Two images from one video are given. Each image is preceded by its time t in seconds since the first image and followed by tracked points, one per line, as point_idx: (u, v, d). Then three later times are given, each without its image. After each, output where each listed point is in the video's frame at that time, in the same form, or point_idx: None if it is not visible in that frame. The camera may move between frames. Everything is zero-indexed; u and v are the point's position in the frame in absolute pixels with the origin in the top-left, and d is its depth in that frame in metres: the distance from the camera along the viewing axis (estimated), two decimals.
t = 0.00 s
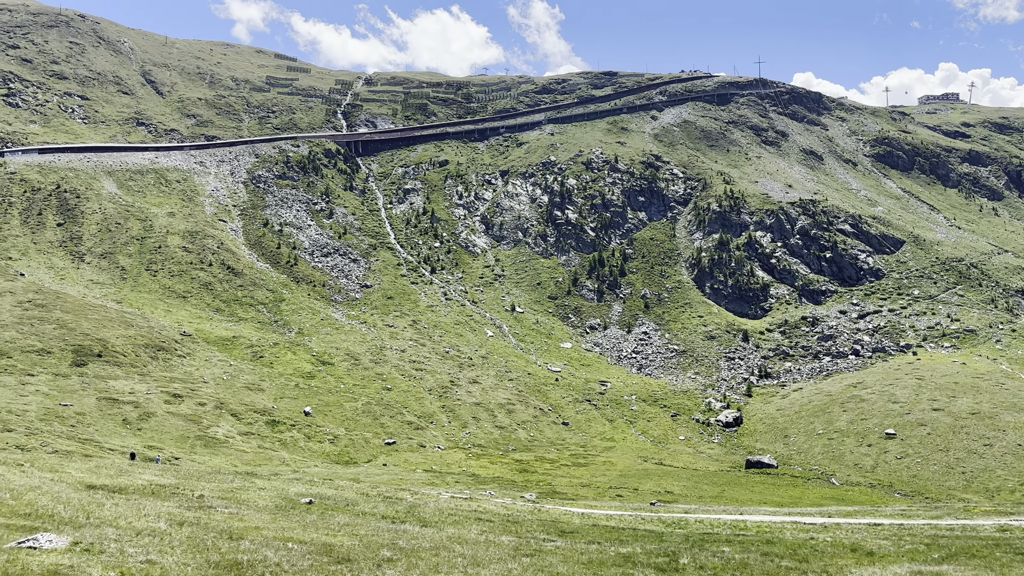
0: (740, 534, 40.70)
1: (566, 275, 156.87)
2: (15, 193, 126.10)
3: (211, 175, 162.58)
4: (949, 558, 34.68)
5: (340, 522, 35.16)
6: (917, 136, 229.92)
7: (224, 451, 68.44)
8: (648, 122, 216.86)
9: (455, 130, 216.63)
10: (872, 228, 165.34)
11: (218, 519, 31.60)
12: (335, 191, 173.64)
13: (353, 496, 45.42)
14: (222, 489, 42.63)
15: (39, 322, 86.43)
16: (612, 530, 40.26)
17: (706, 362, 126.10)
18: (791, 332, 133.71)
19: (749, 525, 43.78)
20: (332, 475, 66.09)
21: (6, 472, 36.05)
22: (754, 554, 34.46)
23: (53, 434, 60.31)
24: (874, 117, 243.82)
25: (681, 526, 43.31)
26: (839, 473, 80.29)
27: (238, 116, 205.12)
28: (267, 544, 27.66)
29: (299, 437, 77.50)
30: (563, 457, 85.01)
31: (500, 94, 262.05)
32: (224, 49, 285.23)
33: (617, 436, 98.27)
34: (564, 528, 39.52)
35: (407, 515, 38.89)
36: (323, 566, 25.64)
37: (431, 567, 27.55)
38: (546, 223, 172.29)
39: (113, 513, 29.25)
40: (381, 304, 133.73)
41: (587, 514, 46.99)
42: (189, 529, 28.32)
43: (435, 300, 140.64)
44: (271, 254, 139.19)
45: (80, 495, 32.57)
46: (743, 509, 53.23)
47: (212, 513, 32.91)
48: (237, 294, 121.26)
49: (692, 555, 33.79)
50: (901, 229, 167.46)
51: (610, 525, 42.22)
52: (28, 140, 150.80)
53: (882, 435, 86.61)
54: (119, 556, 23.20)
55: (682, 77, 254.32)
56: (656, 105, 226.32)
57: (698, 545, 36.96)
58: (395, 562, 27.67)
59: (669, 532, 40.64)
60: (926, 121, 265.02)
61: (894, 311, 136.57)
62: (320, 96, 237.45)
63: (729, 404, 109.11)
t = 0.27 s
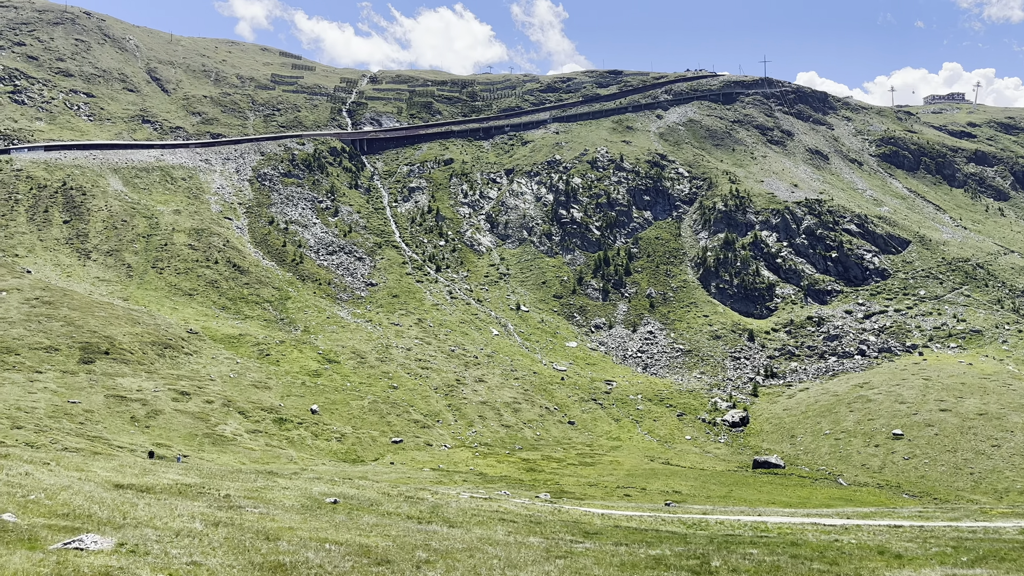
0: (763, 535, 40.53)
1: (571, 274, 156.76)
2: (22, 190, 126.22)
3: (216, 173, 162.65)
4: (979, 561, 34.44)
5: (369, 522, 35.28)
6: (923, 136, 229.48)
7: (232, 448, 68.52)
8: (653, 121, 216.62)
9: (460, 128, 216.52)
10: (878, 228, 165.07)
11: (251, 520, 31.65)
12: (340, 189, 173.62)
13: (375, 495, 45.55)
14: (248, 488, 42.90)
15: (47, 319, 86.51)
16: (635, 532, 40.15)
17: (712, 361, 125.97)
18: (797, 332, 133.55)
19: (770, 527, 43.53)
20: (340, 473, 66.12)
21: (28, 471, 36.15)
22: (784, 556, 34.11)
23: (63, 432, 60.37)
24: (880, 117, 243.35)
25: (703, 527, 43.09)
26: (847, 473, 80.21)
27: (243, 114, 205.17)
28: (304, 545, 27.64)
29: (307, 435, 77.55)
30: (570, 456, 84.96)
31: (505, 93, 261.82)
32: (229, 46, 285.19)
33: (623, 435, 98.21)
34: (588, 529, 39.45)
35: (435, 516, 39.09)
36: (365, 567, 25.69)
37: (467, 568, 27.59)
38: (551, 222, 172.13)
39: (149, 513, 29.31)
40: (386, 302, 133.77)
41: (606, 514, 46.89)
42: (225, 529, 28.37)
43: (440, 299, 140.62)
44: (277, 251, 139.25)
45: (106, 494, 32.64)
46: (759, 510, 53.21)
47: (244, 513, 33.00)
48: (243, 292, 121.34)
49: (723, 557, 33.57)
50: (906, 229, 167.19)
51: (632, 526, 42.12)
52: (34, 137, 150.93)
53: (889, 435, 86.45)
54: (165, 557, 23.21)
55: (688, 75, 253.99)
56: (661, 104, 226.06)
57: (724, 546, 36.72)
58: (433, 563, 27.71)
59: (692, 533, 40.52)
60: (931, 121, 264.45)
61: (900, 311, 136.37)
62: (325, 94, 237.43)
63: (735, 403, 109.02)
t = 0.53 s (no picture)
0: (785, 536, 40.41)
1: (574, 273, 156.70)
2: (25, 189, 126.19)
3: (219, 172, 162.61)
4: (1007, 563, 34.38)
5: (397, 524, 35.28)
6: (926, 136, 229.33)
7: (239, 448, 68.53)
8: (656, 120, 216.48)
9: (462, 127, 216.40)
10: (881, 227, 164.95)
11: (284, 522, 31.71)
12: (343, 188, 173.53)
13: (397, 496, 45.70)
14: (271, 489, 43.05)
15: (52, 318, 86.53)
16: (658, 533, 39.95)
17: (715, 361, 125.93)
18: (800, 332, 133.49)
19: (790, 528, 43.35)
20: (347, 472, 66.09)
21: (45, 472, 36.19)
22: (812, 559, 34.03)
23: (70, 431, 60.39)
24: (883, 116, 243.23)
25: (722, 528, 42.92)
26: (853, 473, 80.23)
27: (245, 113, 205.19)
28: (341, 548, 27.60)
29: (312, 435, 77.57)
30: (575, 455, 84.93)
31: (507, 92, 261.71)
32: (231, 45, 285.21)
33: (628, 435, 98.16)
34: (612, 531, 39.38)
35: (459, 518, 39.09)
36: (406, 571, 25.67)
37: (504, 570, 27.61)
38: (554, 221, 172.02)
39: (184, 515, 29.41)
40: (390, 302, 133.75)
41: (626, 515, 46.81)
42: (260, 532, 28.31)
43: (443, 298, 140.58)
44: (280, 251, 139.24)
45: (131, 495, 32.75)
46: (776, 510, 53.13)
47: (275, 515, 33.10)
48: (246, 291, 121.33)
49: (752, 559, 33.44)
50: (910, 228, 167.10)
51: (654, 527, 41.99)
52: (37, 136, 150.94)
53: (895, 435, 86.39)
54: (209, 562, 23.17)
55: (690, 75, 253.84)
56: (664, 103, 225.91)
57: (749, 548, 36.59)
58: (470, 567, 27.69)
59: (714, 535, 40.41)
60: (934, 120, 264.26)
61: (904, 311, 136.29)
62: (327, 93, 237.38)
63: (740, 403, 108.96)
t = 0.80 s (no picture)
0: (805, 538, 40.36)
1: (575, 273, 156.68)
2: (25, 190, 125.94)
3: (219, 173, 162.47)
4: None
5: (424, 527, 35.17)
6: (925, 135, 229.56)
7: (243, 449, 68.46)
8: (656, 120, 216.56)
9: (462, 128, 216.35)
10: (881, 227, 165.04)
11: (315, 526, 31.72)
12: (343, 189, 173.38)
13: (414, 498, 45.74)
14: (292, 492, 43.09)
15: (54, 319, 86.36)
16: (679, 536, 39.85)
17: (717, 361, 125.94)
18: (801, 332, 133.51)
19: (808, 530, 43.25)
20: (351, 474, 66.01)
21: (60, 475, 36.16)
22: (839, 561, 33.96)
23: (74, 433, 60.29)
24: (882, 116, 243.46)
25: (741, 530, 42.80)
26: (856, 473, 80.28)
27: (245, 114, 205.05)
28: (377, 552, 27.56)
29: (316, 436, 77.53)
30: (579, 456, 84.85)
31: (507, 92, 261.70)
32: (230, 46, 285.04)
33: (631, 435, 98.13)
34: (633, 533, 39.32)
35: (480, 520, 39.09)
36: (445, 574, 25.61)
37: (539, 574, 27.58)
38: (555, 222, 172.02)
39: (215, 519, 29.44)
40: (391, 302, 133.67)
41: (643, 517, 46.74)
42: (294, 537, 28.28)
43: (444, 298, 140.51)
44: (281, 251, 139.11)
45: (153, 499, 32.78)
46: (791, 511, 53.05)
47: (304, 519, 33.14)
48: (248, 292, 121.19)
49: (778, 561, 33.35)
50: (910, 228, 167.24)
51: (673, 529, 41.91)
52: (36, 137, 150.73)
53: (898, 435, 86.39)
54: (252, 567, 23.11)
55: (690, 75, 253.98)
56: (664, 104, 226.00)
57: (773, 550, 36.52)
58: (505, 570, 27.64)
59: (734, 536, 40.33)
60: (933, 120, 264.54)
61: (905, 310, 136.35)
62: (327, 94, 237.30)
63: (742, 403, 108.96)
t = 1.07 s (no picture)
0: (822, 541, 40.38)
1: (573, 275, 156.76)
2: (23, 193, 125.54)
3: (217, 175, 162.23)
4: None
5: (449, 531, 35.18)
6: (921, 137, 230.26)
7: (245, 452, 68.32)
8: (653, 122, 216.89)
9: (460, 130, 216.44)
10: (879, 228, 165.39)
11: (343, 531, 31.66)
12: (341, 191, 173.26)
13: (429, 501, 45.77)
14: (312, 496, 43.09)
15: (54, 322, 86.10)
16: (699, 539, 39.80)
17: (716, 362, 126.07)
18: (800, 333, 133.70)
19: (823, 532, 43.23)
20: (353, 476, 65.92)
21: (72, 480, 36.07)
22: (861, 564, 34.13)
23: (75, 436, 60.10)
24: (879, 117, 244.09)
25: (757, 533, 42.83)
26: (857, 474, 80.42)
27: (243, 116, 204.82)
28: (409, 558, 27.53)
29: (317, 438, 77.46)
30: (580, 458, 84.86)
31: (504, 94, 261.84)
32: (227, 48, 284.75)
33: (632, 437, 98.17)
34: (652, 537, 39.31)
35: (500, 524, 39.11)
36: None
37: None
38: (553, 223, 172.09)
39: (245, 525, 29.42)
40: (390, 304, 133.58)
41: (658, 520, 46.76)
42: (325, 542, 28.22)
43: (443, 300, 140.44)
44: (280, 254, 138.94)
45: (173, 504, 32.75)
46: (802, 514, 53.09)
47: (330, 524, 33.09)
48: (247, 295, 121.00)
49: (802, 565, 33.51)
50: (907, 229, 167.68)
51: (691, 532, 41.89)
52: (34, 139, 150.36)
53: (898, 435, 86.54)
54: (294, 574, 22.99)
55: (687, 76, 254.33)
56: (661, 105, 226.40)
57: (793, 554, 36.57)
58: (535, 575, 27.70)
59: (751, 539, 40.34)
60: (929, 122, 265.32)
61: (902, 311, 136.67)
62: (324, 96, 237.18)
63: (741, 404, 109.06)
